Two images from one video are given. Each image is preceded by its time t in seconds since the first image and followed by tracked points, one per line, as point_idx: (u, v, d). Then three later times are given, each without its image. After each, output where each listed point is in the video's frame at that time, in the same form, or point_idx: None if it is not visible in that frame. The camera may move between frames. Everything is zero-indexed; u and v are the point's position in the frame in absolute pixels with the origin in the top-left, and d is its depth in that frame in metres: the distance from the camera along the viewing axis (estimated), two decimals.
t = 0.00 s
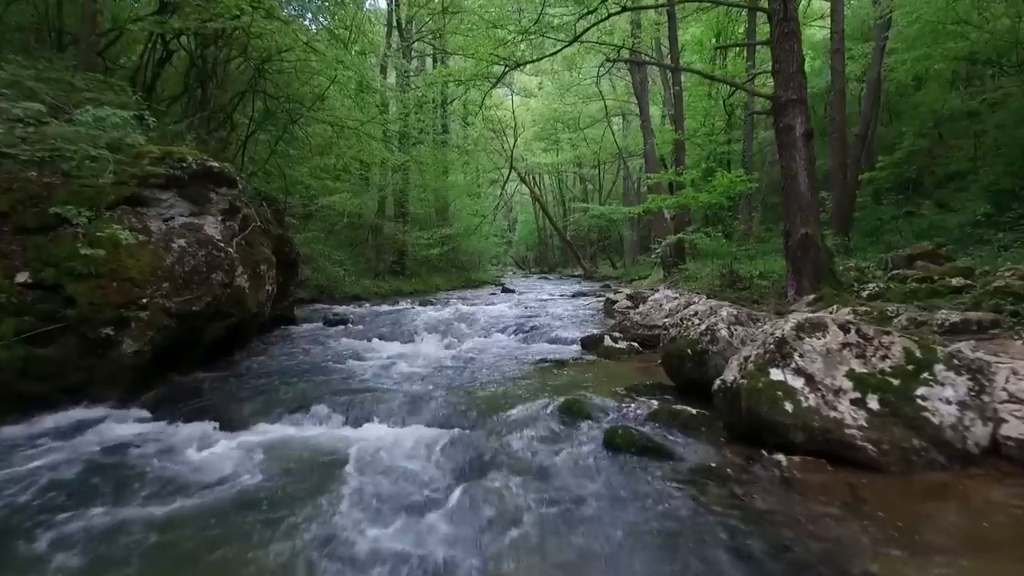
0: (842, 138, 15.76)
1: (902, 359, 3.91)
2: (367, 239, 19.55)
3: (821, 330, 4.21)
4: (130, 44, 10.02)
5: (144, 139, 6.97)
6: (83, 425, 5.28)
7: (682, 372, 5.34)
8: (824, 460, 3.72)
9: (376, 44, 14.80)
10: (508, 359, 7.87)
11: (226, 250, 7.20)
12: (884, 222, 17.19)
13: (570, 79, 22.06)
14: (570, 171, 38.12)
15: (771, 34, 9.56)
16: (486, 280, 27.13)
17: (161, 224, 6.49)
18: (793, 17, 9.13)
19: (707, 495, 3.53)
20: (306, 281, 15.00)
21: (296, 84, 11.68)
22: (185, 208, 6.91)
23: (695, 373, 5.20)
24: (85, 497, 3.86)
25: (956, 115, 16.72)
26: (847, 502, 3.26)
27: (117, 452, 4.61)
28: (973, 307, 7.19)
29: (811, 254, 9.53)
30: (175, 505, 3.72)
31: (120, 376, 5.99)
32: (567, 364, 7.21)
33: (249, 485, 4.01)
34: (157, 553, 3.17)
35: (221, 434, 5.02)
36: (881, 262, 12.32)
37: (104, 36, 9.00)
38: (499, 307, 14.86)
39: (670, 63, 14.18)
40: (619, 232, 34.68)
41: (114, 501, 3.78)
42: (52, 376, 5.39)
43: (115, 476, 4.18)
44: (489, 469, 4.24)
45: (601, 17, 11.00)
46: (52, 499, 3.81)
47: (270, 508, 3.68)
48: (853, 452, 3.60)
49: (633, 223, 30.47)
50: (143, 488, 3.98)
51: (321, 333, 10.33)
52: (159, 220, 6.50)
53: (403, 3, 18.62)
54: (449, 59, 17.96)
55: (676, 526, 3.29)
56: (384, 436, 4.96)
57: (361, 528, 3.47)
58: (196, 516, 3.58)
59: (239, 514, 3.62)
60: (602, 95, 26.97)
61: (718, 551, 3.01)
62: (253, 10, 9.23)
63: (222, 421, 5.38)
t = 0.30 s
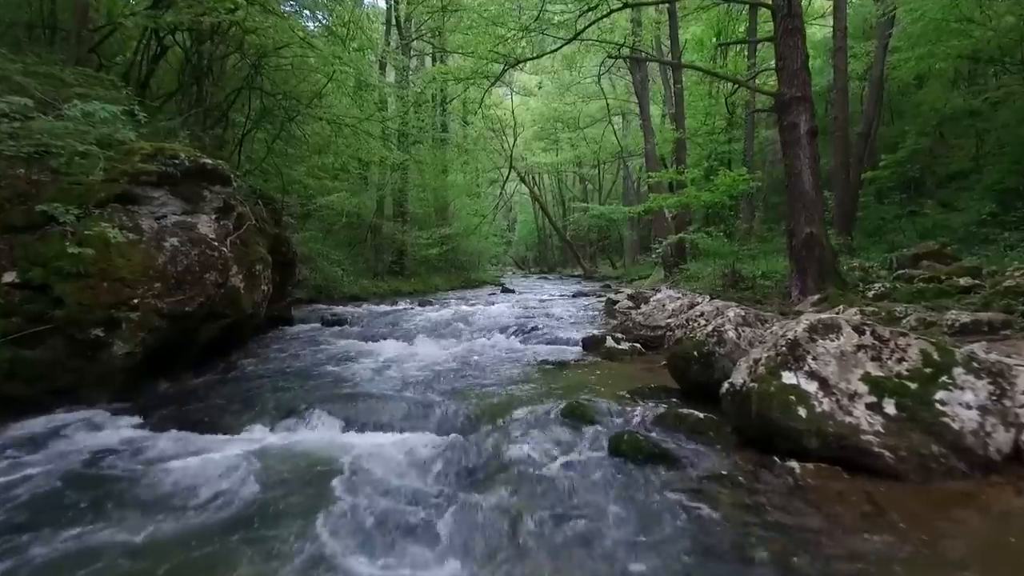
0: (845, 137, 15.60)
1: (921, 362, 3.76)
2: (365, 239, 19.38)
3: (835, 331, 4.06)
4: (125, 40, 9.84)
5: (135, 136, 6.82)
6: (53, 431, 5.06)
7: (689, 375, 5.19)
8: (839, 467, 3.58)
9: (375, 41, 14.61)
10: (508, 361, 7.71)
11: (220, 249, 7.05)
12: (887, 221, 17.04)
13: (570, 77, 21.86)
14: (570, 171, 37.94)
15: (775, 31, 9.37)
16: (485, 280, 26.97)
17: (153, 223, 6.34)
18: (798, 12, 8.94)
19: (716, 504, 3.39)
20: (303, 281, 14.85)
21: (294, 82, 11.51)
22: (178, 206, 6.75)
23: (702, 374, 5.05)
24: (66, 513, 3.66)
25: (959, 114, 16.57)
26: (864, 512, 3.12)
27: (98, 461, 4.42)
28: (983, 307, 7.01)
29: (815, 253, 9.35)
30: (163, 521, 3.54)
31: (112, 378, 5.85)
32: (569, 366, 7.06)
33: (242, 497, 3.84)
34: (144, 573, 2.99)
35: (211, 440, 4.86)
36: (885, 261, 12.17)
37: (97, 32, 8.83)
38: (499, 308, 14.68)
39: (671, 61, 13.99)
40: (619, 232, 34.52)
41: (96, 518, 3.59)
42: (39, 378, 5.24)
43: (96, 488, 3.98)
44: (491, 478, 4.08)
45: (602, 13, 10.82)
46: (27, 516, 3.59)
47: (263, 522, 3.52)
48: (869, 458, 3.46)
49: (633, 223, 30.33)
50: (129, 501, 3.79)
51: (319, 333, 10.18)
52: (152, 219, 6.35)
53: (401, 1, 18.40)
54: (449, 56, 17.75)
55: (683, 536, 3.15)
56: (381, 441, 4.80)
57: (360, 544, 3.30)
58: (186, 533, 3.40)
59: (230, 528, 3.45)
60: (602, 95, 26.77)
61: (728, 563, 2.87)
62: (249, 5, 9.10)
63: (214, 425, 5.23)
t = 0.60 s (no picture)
0: (848, 136, 15.43)
1: (937, 365, 3.62)
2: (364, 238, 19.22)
3: (848, 333, 3.93)
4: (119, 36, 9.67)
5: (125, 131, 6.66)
6: (29, 437, 4.81)
7: (694, 377, 5.05)
8: (855, 475, 3.43)
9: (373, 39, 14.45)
10: (509, 363, 7.57)
11: (214, 248, 6.90)
12: (889, 220, 16.85)
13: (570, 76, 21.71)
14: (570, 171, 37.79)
15: (778, 27, 9.21)
16: (485, 280, 26.81)
17: (145, 221, 6.19)
18: (802, 8, 8.79)
19: (727, 513, 3.24)
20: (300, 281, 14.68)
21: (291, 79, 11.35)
22: (171, 204, 6.61)
23: (708, 377, 4.92)
24: (47, 523, 3.49)
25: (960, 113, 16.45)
26: (885, 522, 2.97)
27: (81, 469, 4.22)
28: (993, 308, 6.85)
29: (820, 253, 9.17)
30: (152, 532, 3.36)
31: (102, 380, 5.68)
32: (570, 368, 6.91)
33: (235, 506, 3.67)
34: None
35: (201, 447, 4.70)
36: (889, 261, 12.01)
37: (90, 27, 8.67)
38: (498, 308, 14.52)
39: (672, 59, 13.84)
40: (619, 232, 34.36)
41: (77, 531, 3.37)
42: (26, 381, 5.07)
43: (77, 499, 3.77)
44: (493, 486, 3.92)
45: (603, 9, 10.66)
46: (1, 529, 3.36)
47: (257, 533, 3.34)
48: (887, 466, 3.31)
49: (633, 222, 30.16)
50: (113, 513, 3.59)
51: (316, 334, 10.04)
52: (143, 216, 6.20)
53: None
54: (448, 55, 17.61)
55: (693, 547, 3.01)
56: (379, 447, 4.66)
57: (363, 554, 3.14)
58: (176, 547, 3.22)
59: (218, 539, 3.30)
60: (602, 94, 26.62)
61: None
62: None
63: (206, 430, 5.08)
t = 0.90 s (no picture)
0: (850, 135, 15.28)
1: (957, 367, 3.47)
2: (361, 239, 19.04)
3: (862, 335, 3.79)
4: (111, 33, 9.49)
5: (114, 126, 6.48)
6: (9, 444, 4.62)
7: (701, 379, 4.91)
8: (873, 483, 3.27)
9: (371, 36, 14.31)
10: (509, 364, 7.42)
11: (207, 247, 6.75)
12: (892, 220, 16.65)
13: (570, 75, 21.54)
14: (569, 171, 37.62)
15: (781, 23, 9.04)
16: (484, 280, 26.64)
17: (136, 219, 6.03)
18: (805, 3, 8.61)
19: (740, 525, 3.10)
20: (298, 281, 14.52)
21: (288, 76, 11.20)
22: (162, 202, 6.45)
23: (715, 379, 4.77)
24: (28, 536, 3.33)
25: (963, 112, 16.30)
26: (907, 534, 2.82)
27: (62, 481, 4.04)
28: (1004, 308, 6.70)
29: (824, 252, 8.98)
30: (140, 550, 3.21)
31: (91, 382, 5.54)
32: (572, 370, 6.76)
33: (226, 520, 3.51)
34: None
35: (193, 454, 4.55)
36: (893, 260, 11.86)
37: (80, 22, 8.49)
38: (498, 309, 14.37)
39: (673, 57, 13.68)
40: (619, 232, 34.21)
41: (60, 548, 3.20)
42: (13, 383, 4.96)
43: (61, 511, 3.61)
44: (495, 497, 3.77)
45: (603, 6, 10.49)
46: None
47: (251, 551, 3.19)
48: (907, 474, 3.16)
49: (634, 222, 30.00)
50: (99, 527, 3.44)
51: (314, 334, 9.90)
52: (134, 215, 6.04)
53: None
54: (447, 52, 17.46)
55: (704, 562, 2.87)
56: (375, 455, 4.51)
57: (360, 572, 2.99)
58: (166, 567, 3.06)
59: (208, 556, 3.15)
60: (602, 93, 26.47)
61: None
62: None
63: (197, 436, 4.93)
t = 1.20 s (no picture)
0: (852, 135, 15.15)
1: (975, 370, 3.33)
2: (360, 238, 18.89)
3: (876, 337, 3.65)
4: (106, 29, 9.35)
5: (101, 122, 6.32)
6: None
7: (707, 382, 4.77)
8: (891, 492, 3.12)
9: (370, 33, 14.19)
10: (509, 366, 7.28)
11: (199, 246, 6.60)
12: (895, 219, 16.48)
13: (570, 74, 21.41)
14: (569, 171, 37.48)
15: (784, 19, 8.90)
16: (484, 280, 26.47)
17: (126, 218, 5.89)
18: None
19: (751, 538, 2.96)
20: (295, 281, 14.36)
21: (285, 73, 11.07)
22: (154, 200, 6.31)
23: (722, 382, 4.62)
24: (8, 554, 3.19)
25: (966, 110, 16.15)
26: (931, 548, 2.67)
27: (47, 492, 3.88)
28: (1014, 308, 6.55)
29: (829, 251, 8.77)
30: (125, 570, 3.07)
31: (80, 385, 5.39)
32: (573, 371, 6.62)
33: (216, 538, 3.38)
34: None
35: (183, 462, 4.41)
36: (898, 260, 11.71)
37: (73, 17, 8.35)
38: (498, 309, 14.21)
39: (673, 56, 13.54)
40: (620, 232, 34.05)
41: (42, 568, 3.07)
42: None
43: (42, 527, 3.47)
44: (496, 510, 3.64)
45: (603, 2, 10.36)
46: None
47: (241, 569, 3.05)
48: (925, 482, 3.01)
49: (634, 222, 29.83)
50: (82, 544, 3.29)
51: (311, 335, 9.75)
52: (125, 213, 5.90)
53: None
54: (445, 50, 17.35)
55: None
56: (372, 465, 4.37)
57: None
58: None
59: None
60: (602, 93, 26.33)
61: None
62: None
63: (188, 442, 4.78)
